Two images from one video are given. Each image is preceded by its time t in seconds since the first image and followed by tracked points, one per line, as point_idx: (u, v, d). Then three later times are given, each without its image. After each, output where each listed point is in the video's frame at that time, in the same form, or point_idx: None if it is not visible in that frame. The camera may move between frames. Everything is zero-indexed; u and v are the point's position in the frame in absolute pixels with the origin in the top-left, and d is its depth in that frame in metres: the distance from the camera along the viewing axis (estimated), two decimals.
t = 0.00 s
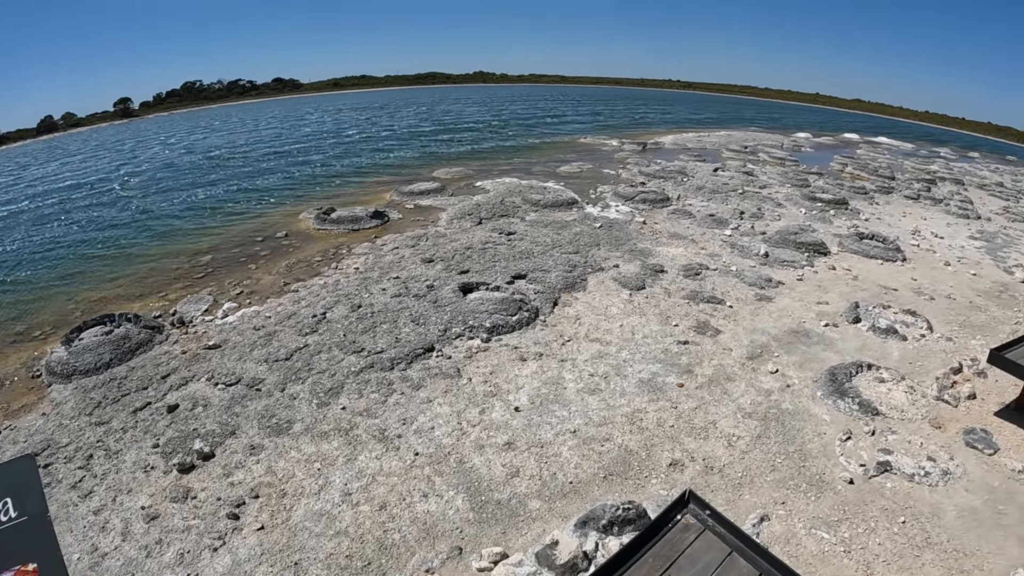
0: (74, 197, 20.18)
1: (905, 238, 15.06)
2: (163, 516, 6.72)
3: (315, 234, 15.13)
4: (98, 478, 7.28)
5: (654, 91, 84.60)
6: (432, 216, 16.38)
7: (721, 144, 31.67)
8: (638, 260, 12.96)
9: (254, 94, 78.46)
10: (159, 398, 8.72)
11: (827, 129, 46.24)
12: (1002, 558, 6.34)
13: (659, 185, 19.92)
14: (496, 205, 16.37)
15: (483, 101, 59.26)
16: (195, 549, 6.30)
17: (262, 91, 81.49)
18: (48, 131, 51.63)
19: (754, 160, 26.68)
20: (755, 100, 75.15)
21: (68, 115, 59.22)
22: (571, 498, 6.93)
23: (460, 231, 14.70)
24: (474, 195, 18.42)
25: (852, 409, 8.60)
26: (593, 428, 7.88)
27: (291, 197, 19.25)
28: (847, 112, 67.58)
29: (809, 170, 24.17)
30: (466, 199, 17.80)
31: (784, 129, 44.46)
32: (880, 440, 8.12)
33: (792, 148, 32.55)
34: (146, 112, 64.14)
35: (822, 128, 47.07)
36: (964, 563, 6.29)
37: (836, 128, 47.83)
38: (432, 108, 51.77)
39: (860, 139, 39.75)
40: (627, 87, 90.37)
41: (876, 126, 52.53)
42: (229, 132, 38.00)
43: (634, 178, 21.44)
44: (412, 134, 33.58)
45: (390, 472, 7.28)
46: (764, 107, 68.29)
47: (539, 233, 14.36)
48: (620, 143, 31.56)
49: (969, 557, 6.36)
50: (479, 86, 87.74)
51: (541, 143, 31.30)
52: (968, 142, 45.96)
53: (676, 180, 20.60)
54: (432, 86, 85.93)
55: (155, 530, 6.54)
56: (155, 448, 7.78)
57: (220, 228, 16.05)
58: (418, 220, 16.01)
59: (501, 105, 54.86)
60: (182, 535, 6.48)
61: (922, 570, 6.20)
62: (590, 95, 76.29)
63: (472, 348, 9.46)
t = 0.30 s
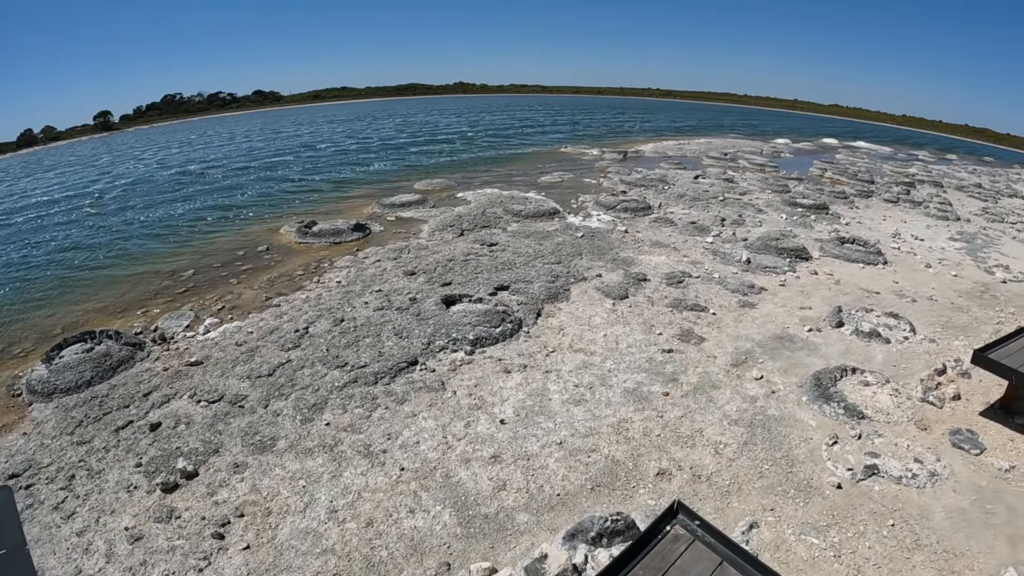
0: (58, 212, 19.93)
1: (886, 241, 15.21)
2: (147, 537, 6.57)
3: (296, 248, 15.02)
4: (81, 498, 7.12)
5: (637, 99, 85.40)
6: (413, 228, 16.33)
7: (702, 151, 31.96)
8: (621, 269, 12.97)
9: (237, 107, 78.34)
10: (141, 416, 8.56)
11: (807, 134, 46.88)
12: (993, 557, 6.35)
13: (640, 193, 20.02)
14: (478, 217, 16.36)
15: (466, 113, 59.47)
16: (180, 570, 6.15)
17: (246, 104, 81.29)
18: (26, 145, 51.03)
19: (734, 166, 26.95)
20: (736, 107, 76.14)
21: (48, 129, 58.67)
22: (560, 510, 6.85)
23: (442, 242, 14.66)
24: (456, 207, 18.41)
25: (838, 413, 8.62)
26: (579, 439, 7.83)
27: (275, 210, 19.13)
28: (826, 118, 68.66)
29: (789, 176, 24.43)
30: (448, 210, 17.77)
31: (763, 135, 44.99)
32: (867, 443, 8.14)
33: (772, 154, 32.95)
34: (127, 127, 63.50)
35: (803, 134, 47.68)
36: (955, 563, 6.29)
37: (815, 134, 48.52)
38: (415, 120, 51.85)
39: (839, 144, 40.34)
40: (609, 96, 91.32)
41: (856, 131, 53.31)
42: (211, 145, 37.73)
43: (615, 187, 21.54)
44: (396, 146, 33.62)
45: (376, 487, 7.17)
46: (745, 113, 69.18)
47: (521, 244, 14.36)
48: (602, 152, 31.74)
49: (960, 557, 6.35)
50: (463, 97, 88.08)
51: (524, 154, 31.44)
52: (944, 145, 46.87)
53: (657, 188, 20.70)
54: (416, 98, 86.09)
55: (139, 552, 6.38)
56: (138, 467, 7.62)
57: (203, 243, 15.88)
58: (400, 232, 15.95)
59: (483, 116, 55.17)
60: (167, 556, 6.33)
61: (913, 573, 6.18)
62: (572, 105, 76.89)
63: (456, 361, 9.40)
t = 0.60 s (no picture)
0: (38, 226, 19.60)
1: (867, 245, 15.37)
2: (130, 556, 6.40)
3: (277, 260, 14.89)
4: (62, 517, 6.94)
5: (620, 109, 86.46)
6: (395, 239, 16.27)
7: (681, 159, 32.24)
8: (604, 277, 12.98)
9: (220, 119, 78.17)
10: (123, 432, 8.38)
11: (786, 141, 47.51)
12: (984, 556, 6.36)
13: (621, 202, 20.12)
14: (461, 227, 16.33)
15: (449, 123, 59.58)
16: None
17: (229, 117, 81.10)
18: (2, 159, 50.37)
19: (715, 173, 27.21)
20: (717, 115, 77.25)
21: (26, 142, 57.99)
22: (549, 521, 6.77)
23: (424, 253, 14.58)
24: (438, 217, 18.38)
25: (825, 417, 8.63)
26: (567, 449, 7.77)
27: (258, 222, 18.96)
28: (806, 125, 69.71)
29: (770, 182, 24.70)
30: (429, 221, 17.73)
31: (744, 142, 45.49)
32: (855, 446, 8.15)
33: (752, 160, 33.34)
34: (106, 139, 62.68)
35: (783, 140, 48.40)
36: (947, 563, 6.29)
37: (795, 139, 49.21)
38: (398, 130, 51.77)
39: (818, 150, 40.99)
40: (593, 105, 92.39)
41: (835, 137, 54.22)
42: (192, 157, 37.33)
43: (597, 196, 21.64)
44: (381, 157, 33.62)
45: (363, 501, 7.05)
46: (726, 121, 70.15)
47: (503, 253, 14.33)
48: (583, 161, 31.89)
49: (951, 557, 6.36)
50: (448, 107, 88.65)
51: (508, 163, 31.57)
52: (921, 149, 47.83)
53: (639, 196, 20.82)
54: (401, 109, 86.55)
55: (121, 572, 6.21)
56: (120, 484, 7.44)
57: (186, 255, 15.67)
58: (382, 243, 15.86)
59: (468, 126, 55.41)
60: None
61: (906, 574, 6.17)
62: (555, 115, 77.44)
63: (441, 372, 9.31)
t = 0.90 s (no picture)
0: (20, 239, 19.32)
1: (849, 249, 15.55)
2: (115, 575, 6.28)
3: (260, 272, 14.80)
4: (45, 535, 6.81)
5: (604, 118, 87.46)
6: (378, 250, 16.23)
7: (663, 166, 32.47)
8: (588, 286, 13.01)
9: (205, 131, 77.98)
10: (107, 448, 8.25)
11: (767, 148, 48.13)
12: (972, 555, 6.42)
13: (604, 210, 20.22)
14: (443, 237, 16.33)
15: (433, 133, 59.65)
16: None
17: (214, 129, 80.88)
18: None
19: (697, 180, 27.48)
20: (699, 123, 78.26)
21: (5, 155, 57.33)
22: (537, 531, 6.73)
23: (408, 264, 14.56)
24: (421, 228, 18.36)
25: (810, 421, 8.69)
26: (553, 458, 7.75)
27: (243, 234, 18.86)
28: (788, 132, 70.69)
29: (751, 188, 24.98)
30: (412, 232, 17.70)
31: (725, 149, 45.93)
32: (840, 449, 8.20)
33: (733, 166, 33.72)
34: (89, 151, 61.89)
35: (765, 147, 49.06)
36: (936, 563, 6.34)
37: (776, 146, 49.83)
38: (382, 141, 51.78)
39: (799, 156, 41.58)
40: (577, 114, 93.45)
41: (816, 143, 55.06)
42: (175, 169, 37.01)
43: (579, 204, 21.75)
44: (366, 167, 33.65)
45: (350, 515, 6.97)
46: (710, 128, 70.99)
47: (486, 263, 14.34)
48: (564, 169, 32.02)
49: (940, 556, 6.41)
50: (434, 118, 89.23)
51: (492, 173, 31.70)
52: (900, 154, 48.69)
53: (622, 204, 20.95)
54: (386, 120, 87.00)
55: None
56: (105, 501, 7.32)
57: (170, 269, 15.52)
58: (365, 255, 15.81)
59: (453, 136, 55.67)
60: None
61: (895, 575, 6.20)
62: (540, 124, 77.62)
63: (426, 384, 9.28)
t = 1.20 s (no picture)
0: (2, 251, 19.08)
1: (830, 252, 15.76)
2: None
3: (242, 283, 14.75)
4: (27, 551, 6.74)
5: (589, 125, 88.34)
6: (360, 259, 16.22)
7: (645, 173, 32.69)
8: (569, 293, 13.08)
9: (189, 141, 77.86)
10: (89, 462, 8.17)
11: (750, 153, 48.78)
12: (956, 554, 6.51)
13: (586, 217, 20.36)
14: (425, 246, 16.36)
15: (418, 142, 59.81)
16: None
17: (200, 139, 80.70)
18: None
19: (679, 186, 27.75)
20: (683, 130, 79.22)
21: None
22: (519, 539, 6.72)
23: (390, 273, 14.57)
24: (403, 237, 18.38)
25: (792, 424, 8.76)
26: (535, 466, 7.77)
27: (228, 244, 18.79)
28: (771, 138, 71.74)
29: (733, 193, 25.25)
30: (394, 241, 17.71)
31: (709, 155, 46.51)
32: (822, 452, 8.26)
33: (714, 172, 34.11)
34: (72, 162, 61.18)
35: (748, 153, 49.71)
36: (919, 563, 6.41)
37: (758, 152, 50.39)
38: (367, 150, 51.79)
39: (781, 161, 42.19)
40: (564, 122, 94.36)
41: (798, 149, 55.85)
42: (159, 180, 36.69)
43: (561, 212, 21.90)
44: (353, 177, 33.71)
45: (332, 526, 6.93)
46: (693, 135, 71.83)
47: (468, 272, 14.39)
48: (546, 177, 32.15)
49: (923, 556, 6.49)
50: (421, 127, 89.64)
51: (476, 181, 31.87)
52: (880, 158, 49.52)
53: (603, 211, 21.12)
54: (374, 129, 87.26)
55: None
56: (87, 515, 7.25)
57: (153, 281, 15.41)
58: (347, 265, 15.78)
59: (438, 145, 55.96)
60: None
61: None
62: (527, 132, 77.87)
63: (407, 394, 9.28)
